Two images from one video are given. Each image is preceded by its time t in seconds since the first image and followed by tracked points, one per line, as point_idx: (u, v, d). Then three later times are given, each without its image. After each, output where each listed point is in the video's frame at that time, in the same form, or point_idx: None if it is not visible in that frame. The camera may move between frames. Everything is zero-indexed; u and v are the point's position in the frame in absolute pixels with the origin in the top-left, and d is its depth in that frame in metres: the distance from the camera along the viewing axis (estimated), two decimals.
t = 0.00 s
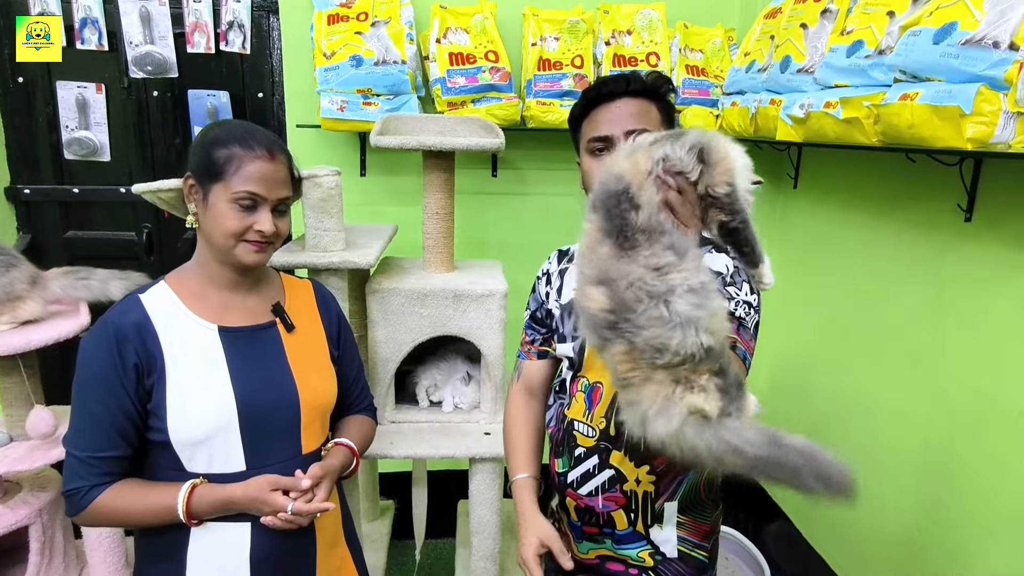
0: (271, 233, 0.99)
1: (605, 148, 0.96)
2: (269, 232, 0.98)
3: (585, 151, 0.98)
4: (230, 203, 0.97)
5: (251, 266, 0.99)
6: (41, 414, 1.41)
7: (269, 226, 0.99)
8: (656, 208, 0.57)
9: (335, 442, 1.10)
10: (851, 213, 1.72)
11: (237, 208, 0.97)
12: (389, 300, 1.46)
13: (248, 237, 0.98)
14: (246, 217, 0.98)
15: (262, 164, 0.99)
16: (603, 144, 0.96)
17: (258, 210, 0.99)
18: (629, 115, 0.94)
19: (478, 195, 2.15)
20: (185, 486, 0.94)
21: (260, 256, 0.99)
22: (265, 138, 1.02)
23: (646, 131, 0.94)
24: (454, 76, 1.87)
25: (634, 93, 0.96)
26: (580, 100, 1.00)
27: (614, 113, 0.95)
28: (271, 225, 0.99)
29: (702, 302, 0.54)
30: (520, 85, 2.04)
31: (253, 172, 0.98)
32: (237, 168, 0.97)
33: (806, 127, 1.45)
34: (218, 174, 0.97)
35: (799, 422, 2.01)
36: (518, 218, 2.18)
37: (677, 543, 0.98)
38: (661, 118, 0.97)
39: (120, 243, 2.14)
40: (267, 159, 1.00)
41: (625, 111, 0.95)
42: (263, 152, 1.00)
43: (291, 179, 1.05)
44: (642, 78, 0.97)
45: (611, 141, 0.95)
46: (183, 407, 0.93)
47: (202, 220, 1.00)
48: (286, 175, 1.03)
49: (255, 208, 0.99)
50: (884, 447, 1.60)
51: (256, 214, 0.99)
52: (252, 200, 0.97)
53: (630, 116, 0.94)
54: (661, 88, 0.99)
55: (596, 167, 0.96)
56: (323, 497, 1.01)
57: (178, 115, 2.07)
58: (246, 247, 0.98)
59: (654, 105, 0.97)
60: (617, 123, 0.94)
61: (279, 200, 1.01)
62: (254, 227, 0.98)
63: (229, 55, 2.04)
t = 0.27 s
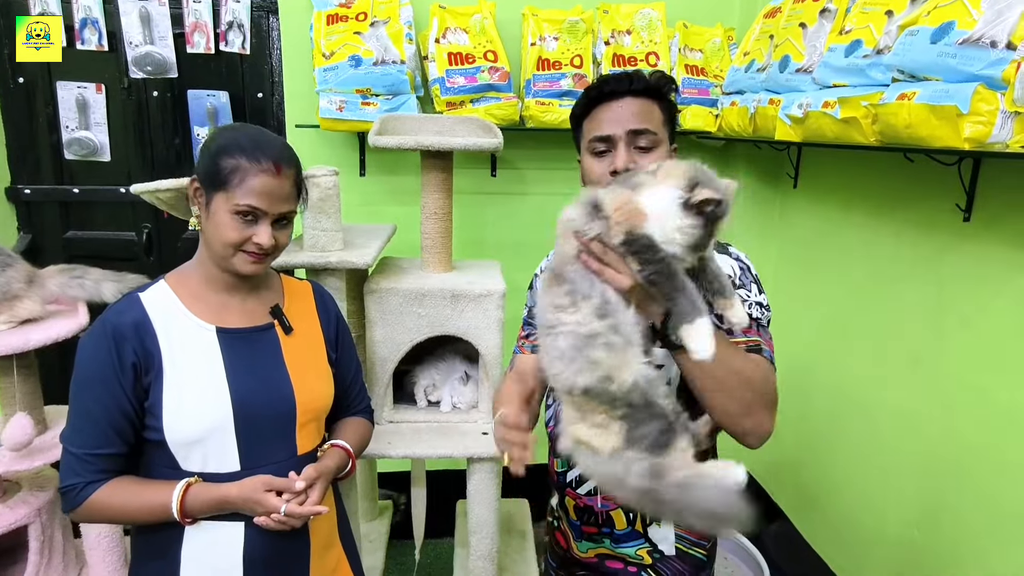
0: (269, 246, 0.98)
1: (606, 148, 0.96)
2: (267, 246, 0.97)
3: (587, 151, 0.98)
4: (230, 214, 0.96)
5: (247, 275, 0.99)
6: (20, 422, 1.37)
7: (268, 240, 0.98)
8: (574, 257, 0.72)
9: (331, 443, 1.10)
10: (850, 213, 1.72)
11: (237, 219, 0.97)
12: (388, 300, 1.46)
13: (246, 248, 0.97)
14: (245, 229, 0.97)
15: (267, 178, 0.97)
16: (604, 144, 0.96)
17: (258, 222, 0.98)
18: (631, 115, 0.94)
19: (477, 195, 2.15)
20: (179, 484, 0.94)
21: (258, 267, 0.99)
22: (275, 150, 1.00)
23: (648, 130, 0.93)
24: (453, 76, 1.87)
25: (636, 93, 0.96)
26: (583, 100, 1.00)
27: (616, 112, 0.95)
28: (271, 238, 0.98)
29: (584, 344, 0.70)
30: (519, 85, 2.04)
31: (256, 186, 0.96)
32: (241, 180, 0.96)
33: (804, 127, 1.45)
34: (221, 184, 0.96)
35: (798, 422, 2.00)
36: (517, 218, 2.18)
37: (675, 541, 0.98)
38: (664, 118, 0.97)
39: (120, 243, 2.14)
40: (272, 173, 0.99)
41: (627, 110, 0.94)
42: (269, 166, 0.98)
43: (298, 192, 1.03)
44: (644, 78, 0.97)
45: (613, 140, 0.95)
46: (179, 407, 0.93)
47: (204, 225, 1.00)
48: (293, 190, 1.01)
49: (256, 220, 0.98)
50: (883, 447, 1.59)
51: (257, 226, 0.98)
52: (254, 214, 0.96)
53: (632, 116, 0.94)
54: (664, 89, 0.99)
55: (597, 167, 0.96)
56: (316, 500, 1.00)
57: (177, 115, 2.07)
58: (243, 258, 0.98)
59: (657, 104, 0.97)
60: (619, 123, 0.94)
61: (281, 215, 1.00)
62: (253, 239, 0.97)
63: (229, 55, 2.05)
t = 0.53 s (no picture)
0: (264, 234, 0.97)
1: (609, 148, 0.95)
2: (262, 233, 0.96)
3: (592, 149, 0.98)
4: (225, 204, 0.96)
5: (246, 266, 0.98)
6: (20, 421, 1.37)
7: (263, 227, 0.97)
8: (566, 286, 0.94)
9: (332, 445, 1.10)
10: (858, 213, 1.70)
11: (232, 208, 0.97)
12: (390, 301, 1.46)
13: (242, 238, 0.97)
14: (240, 217, 0.97)
15: (259, 165, 0.97)
16: (607, 145, 0.95)
17: (252, 211, 0.97)
18: (634, 116, 0.93)
19: (482, 195, 2.14)
20: (177, 485, 0.94)
21: (255, 257, 0.98)
22: (266, 139, 1.01)
23: (650, 132, 0.92)
24: (458, 75, 1.87)
25: (643, 92, 0.95)
26: (590, 99, 0.99)
27: (620, 113, 0.94)
28: (265, 226, 0.97)
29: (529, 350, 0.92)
30: (524, 85, 2.03)
31: (248, 173, 0.96)
32: (233, 169, 0.96)
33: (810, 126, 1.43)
34: (214, 174, 0.97)
35: (804, 424, 1.99)
36: (521, 218, 2.17)
37: (679, 545, 0.97)
38: (671, 118, 0.95)
39: (126, 243, 2.15)
40: (264, 161, 0.99)
41: (631, 111, 0.93)
42: (260, 153, 0.98)
43: (292, 181, 1.02)
44: (653, 76, 0.94)
45: (614, 141, 0.94)
46: (179, 408, 0.94)
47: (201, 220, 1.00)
48: (286, 177, 1.00)
49: (250, 209, 0.97)
50: (890, 450, 1.58)
51: (251, 215, 0.97)
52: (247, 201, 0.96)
53: (635, 117, 0.93)
54: (675, 87, 0.96)
55: (599, 168, 0.96)
56: (314, 503, 1.00)
57: (183, 115, 2.08)
58: (240, 248, 0.97)
59: (665, 103, 0.95)
60: (621, 124, 0.93)
61: (275, 202, 0.99)
62: (247, 228, 0.97)
63: (234, 55, 2.05)
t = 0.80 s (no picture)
0: (262, 219, 0.98)
1: (602, 148, 0.96)
2: (260, 217, 0.97)
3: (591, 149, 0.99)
4: (220, 191, 0.98)
5: (247, 254, 0.98)
6: (49, 409, 1.45)
7: (260, 212, 0.98)
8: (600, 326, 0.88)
9: (331, 444, 1.09)
10: (873, 212, 1.66)
11: (228, 195, 0.98)
12: (394, 299, 1.45)
13: (239, 224, 0.97)
14: (236, 204, 0.98)
15: (250, 151, 1.00)
16: (601, 145, 0.96)
17: (248, 197, 0.99)
18: (625, 115, 0.93)
19: (491, 193, 2.13)
20: (174, 484, 0.94)
21: (255, 243, 0.98)
22: (255, 128, 1.03)
23: (640, 131, 0.92)
24: (466, 72, 1.85)
25: (637, 89, 0.93)
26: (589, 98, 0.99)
27: (614, 112, 0.94)
28: (262, 211, 0.99)
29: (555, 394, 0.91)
30: (534, 81, 2.02)
31: (240, 159, 0.98)
32: (226, 156, 0.98)
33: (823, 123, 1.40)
34: (207, 164, 0.98)
35: (817, 427, 1.95)
36: (530, 216, 2.15)
37: (681, 552, 0.95)
38: (666, 115, 0.93)
39: (137, 240, 2.17)
40: (255, 148, 1.01)
41: (623, 110, 0.93)
42: (250, 139, 1.01)
43: (284, 167, 1.05)
44: (648, 71, 0.92)
45: (606, 141, 0.94)
46: (175, 405, 0.93)
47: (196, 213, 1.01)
48: (276, 162, 1.03)
49: (245, 196, 0.99)
50: (903, 455, 1.54)
51: (246, 201, 0.99)
52: (242, 186, 0.98)
53: (626, 116, 0.93)
54: (672, 80, 0.94)
55: (594, 167, 0.96)
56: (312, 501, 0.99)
57: (194, 113, 2.08)
58: (239, 235, 0.97)
59: (660, 100, 0.94)
60: (612, 124, 0.94)
61: (269, 187, 1.01)
62: (245, 214, 0.98)
63: (244, 53, 2.05)
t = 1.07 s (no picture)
0: (260, 215, 0.98)
1: (609, 143, 0.92)
2: (258, 214, 0.97)
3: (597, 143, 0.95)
4: (217, 187, 0.97)
5: (244, 250, 0.98)
6: (44, 409, 1.41)
7: (258, 208, 0.98)
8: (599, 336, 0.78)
9: (327, 440, 1.09)
10: (888, 209, 1.62)
11: (224, 191, 0.97)
12: (395, 295, 1.44)
13: (237, 221, 0.97)
14: (233, 200, 0.97)
15: (247, 146, 0.99)
16: (608, 140, 0.92)
17: (245, 193, 0.98)
18: (633, 109, 0.89)
19: (500, 188, 2.11)
20: (166, 480, 0.94)
21: (252, 240, 0.98)
22: (250, 123, 1.02)
23: (648, 128, 0.88)
24: (473, 66, 1.83)
25: (646, 82, 0.90)
26: (596, 90, 0.96)
27: (622, 104, 0.90)
28: (260, 206, 0.98)
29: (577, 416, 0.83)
30: (542, 76, 1.99)
31: (237, 155, 0.98)
32: (222, 152, 0.97)
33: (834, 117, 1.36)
34: (203, 160, 0.97)
35: (830, 427, 1.92)
36: (538, 211, 2.13)
37: (677, 555, 0.93)
38: (676, 110, 0.89)
39: (148, 235, 2.18)
40: (251, 143, 1.00)
41: (630, 104, 0.89)
42: (246, 135, 1.00)
43: (279, 162, 1.04)
44: (657, 64, 0.89)
45: (613, 136, 0.91)
46: (167, 401, 0.93)
47: (191, 208, 1.00)
48: (273, 158, 1.02)
49: (242, 192, 0.98)
50: (914, 458, 1.51)
51: (243, 197, 0.98)
52: (239, 182, 0.97)
53: (634, 111, 0.89)
54: (682, 74, 0.90)
55: (601, 162, 0.92)
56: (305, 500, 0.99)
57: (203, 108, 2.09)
58: (236, 231, 0.97)
59: (671, 94, 0.90)
60: (620, 119, 0.90)
61: (266, 182, 1.00)
62: (242, 210, 0.97)
63: (253, 48, 2.05)
